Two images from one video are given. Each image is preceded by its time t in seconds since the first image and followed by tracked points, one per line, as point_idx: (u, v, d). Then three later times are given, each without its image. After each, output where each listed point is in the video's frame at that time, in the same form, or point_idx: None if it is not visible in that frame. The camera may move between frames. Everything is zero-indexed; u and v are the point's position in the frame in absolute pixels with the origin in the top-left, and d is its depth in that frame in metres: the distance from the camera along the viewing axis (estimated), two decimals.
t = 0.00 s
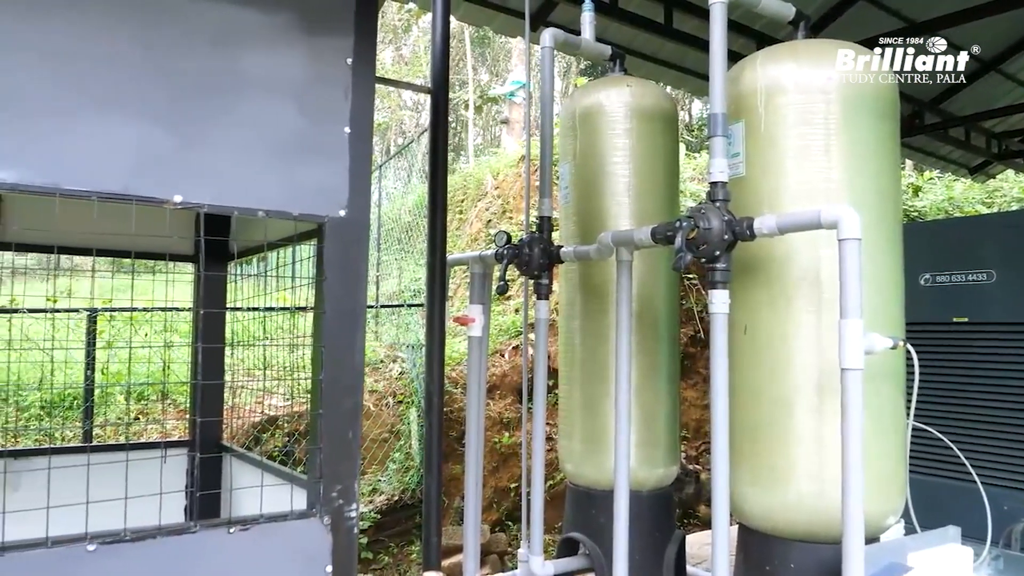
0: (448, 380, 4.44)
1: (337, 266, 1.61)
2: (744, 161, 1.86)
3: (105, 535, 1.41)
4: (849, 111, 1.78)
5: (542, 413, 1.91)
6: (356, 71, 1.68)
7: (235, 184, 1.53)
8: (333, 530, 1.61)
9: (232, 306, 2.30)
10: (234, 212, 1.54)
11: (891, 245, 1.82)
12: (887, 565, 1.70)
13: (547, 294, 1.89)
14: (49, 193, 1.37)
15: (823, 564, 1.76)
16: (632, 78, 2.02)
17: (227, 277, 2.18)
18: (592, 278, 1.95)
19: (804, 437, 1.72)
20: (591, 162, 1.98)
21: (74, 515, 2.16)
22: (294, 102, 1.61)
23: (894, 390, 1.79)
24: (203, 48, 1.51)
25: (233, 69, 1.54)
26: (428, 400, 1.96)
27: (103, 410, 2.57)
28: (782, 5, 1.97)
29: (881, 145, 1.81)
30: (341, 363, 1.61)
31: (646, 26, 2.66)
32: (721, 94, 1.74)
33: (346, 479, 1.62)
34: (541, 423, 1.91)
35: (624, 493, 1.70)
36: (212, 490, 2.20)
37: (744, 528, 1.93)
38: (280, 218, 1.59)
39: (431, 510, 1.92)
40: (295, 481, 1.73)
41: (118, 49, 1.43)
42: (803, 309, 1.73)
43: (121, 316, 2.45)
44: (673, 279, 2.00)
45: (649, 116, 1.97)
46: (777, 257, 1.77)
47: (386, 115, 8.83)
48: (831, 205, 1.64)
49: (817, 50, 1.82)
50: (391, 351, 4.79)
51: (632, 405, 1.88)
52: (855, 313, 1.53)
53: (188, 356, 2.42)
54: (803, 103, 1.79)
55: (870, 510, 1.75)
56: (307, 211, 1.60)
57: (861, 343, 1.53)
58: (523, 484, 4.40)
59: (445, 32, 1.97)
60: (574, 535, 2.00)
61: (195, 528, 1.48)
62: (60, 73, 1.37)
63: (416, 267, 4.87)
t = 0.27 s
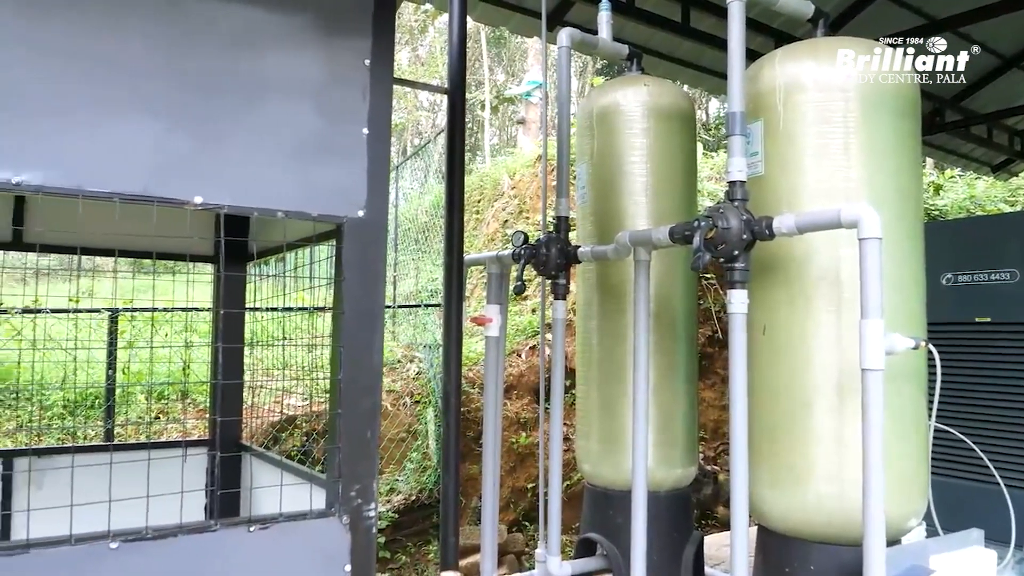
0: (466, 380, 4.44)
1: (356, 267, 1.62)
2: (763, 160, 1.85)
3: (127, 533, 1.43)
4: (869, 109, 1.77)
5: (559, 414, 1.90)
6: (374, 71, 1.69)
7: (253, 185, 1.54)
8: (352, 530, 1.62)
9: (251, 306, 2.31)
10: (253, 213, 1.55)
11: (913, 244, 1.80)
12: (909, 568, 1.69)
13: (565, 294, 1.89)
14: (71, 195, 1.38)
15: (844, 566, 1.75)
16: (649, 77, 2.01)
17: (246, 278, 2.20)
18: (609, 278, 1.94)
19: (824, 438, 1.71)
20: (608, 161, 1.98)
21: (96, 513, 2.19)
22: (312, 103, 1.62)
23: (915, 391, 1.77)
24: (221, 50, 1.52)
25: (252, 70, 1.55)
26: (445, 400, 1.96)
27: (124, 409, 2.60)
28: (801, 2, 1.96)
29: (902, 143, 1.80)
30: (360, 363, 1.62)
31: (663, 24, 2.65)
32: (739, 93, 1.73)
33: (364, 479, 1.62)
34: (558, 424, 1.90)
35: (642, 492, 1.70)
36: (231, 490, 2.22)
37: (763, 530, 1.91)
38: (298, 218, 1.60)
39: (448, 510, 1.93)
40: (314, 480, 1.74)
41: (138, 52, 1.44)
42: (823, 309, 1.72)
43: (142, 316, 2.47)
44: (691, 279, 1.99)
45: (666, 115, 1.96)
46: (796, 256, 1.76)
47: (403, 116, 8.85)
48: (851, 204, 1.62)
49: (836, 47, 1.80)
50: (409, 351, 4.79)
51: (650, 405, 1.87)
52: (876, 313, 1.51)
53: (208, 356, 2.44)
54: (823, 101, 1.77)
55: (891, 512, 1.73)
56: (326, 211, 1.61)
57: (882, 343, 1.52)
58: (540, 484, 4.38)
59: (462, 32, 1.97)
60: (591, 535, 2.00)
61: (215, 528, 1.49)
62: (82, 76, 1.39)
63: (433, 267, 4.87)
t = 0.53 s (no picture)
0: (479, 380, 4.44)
1: (370, 267, 1.62)
2: (778, 160, 1.84)
3: (144, 531, 1.44)
4: (885, 107, 1.75)
5: (573, 415, 1.90)
6: (388, 72, 1.69)
7: (268, 186, 1.55)
8: (366, 529, 1.62)
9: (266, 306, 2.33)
10: (268, 214, 1.56)
11: (930, 244, 1.79)
12: (926, 570, 1.67)
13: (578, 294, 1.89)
14: (88, 196, 1.39)
15: (860, 568, 1.73)
16: (663, 76, 2.01)
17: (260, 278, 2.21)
18: (623, 278, 1.94)
19: (840, 439, 1.69)
20: (622, 161, 1.98)
21: (113, 511, 2.20)
22: (327, 104, 1.62)
23: (932, 392, 1.75)
24: (236, 52, 1.53)
25: (267, 72, 1.56)
26: (458, 400, 1.97)
27: (140, 408, 2.61)
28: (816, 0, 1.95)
29: (919, 142, 1.78)
30: (374, 363, 1.62)
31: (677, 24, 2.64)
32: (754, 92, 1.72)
33: (379, 478, 1.63)
34: (572, 425, 1.90)
35: (656, 493, 1.69)
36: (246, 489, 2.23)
37: (777, 531, 1.91)
38: (313, 219, 1.61)
39: (462, 510, 1.93)
40: (328, 480, 1.74)
41: (154, 54, 1.45)
42: (838, 309, 1.71)
43: (159, 316, 2.48)
44: (705, 279, 1.98)
45: (680, 115, 1.95)
46: (811, 256, 1.75)
47: (415, 117, 8.86)
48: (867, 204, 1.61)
49: (852, 46, 1.79)
50: (422, 351, 4.80)
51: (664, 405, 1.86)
52: (893, 313, 1.50)
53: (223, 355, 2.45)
54: (838, 100, 1.76)
55: (908, 514, 1.72)
56: (340, 212, 1.62)
57: (900, 343, 1.51)
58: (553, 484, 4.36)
59: (475, 33, 1.97)
60: (605, 535, 2.00)
61: (231, 526, 1.50)
62: (99, 78, 1.40)
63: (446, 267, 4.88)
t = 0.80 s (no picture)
0: (494, 380, 4.44)
1: (386, 267, 1.63)
2: (794, 159, 1.83)
3: (163, 530, 1.45)
4: (903, 105, 1.74)
5: (588, 415, 1.90)
6: (403, 73, 1.69)
7: (285, 187, 1.56)
8: (382, 528, 1.63)
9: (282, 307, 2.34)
10: (285, 214, 1.57)
11: (949, 243, 1.77)
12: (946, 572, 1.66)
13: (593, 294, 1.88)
14: (108, 198, 1.41)
15: (878, 570, 1.72)
16: (677, 76, 2.00)
17: (276, 279, 2.22)
18: (638, 277, 1.93)
19: (858, 439, 1.68)
20: (636, 161, 1.97)
21: (131, 510, 2.22)
22: (342, 105, 1.63)
23: (952, 392, 1.74)
24: (252, 54, 1.54)
25: (283, 74, 1.57)
26: (474, 400, 1.97)
27: (158, 408, 2.63)
28: None
29: (937, 140, 1.77)
30: (390, 363, 1.62)
31: (691, 23, 2.63)
32: (771, 90, 1.70)
33: (395, 478, 1.63)
34: (587, 425, 1.90)
35: (672, 494, 1.68)
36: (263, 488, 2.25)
37: (794, 532, 1.89)
38: (330, 219, 1.61)
39: (477, 509, 1.93)
40: (345, 480, 1.75)
41: (169, 56, 1.47)
42: (856, 309, 1.70)
43: (176, 317, 2.49)
44: (721, 279, 1.97)
45: (695, 114, 1.95)
46: (829, 256, 1.73)
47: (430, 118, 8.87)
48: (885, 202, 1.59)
49: (870, 44, 1.78)
50: (437, 351, 4.80)
51: (680, 406, 1.86)
52: (912, 312, 1.49)
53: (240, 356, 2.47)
54: (855, 98, 1.75)
55: (928, 515, 1.70)
56: (356, 212, 1.62)
57: (919, 343, 1.49)
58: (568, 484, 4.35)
59: (489, 33, 1.97)
60: (620, 536, 1.99)
61: (248, 525, 1.50)
62: (116, 80, 1.42)
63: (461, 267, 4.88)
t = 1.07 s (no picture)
0: (511, 380, 4.44)
1: (405, 268, 1.63)
2: (815, 157, 1.81)
3: (186, 528, 1.47)
4: (926, 103, 1.72)
5: (606, 416, 1.90)
6: (422, 74, 1.70)
7: (305, 188, 1.57)
8: (402, 528, 1.63)
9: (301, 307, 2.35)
10: (305, 215, 1.57)
11: (973, 243, 1.75)
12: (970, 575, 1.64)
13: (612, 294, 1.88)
14: (131, 200, 1.43)
15: (901, 573, 1.70)
16: (696, 74, 1.99)
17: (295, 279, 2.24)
18: (657, 278, 1.92)
19: (880, 441, 1.66)
20: (655, 161, 1.96)
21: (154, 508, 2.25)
22: (361, 106, 1.64)
23: (976, 393, 1.72)
24: (272, 56, 1.55)
25: (302, 75, 1.58)
26: (492, 400, 1.97)
27: (179, 407, 2.65)
28: None
29: (961, 138, 1.75)
30: (409, 363, 1.63)
31: (711, 22, 2.62)
32: (791, 88, 1.68)
33: (414, 478, 1.63)
34: (605, 426, 1.89)
35: (691, 495, 1.68)
36: (283, 487, 2.26)
37: (815, 535, 1.88)
38: (349, 220, 1.62)
39: (495, 509, 1.93)
40: (364, 479, 1.75)
41: (190, 58, 1.48)
42: (878, 309, 1.68)
43: (197, 317, 2.50)
44: (740, 278, 1.96)
45: (714, 113, 1.94)
46: (850, 255, 1.72)
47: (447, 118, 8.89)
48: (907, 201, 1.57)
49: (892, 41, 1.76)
50: (455, 351, 4.80)
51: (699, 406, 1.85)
52: (935, 313, 1.47)
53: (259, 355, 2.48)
54: (877, 96, 1.73)
55: (951, 518, 1.68)
56: (375, 213, 1.63)
57: (943, 344, 1.47)
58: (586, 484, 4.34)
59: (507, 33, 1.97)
60: (639, 537, 1.99)
61: (269, 524, 1.52)
62: (138, 83, 1.43)
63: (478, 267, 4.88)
